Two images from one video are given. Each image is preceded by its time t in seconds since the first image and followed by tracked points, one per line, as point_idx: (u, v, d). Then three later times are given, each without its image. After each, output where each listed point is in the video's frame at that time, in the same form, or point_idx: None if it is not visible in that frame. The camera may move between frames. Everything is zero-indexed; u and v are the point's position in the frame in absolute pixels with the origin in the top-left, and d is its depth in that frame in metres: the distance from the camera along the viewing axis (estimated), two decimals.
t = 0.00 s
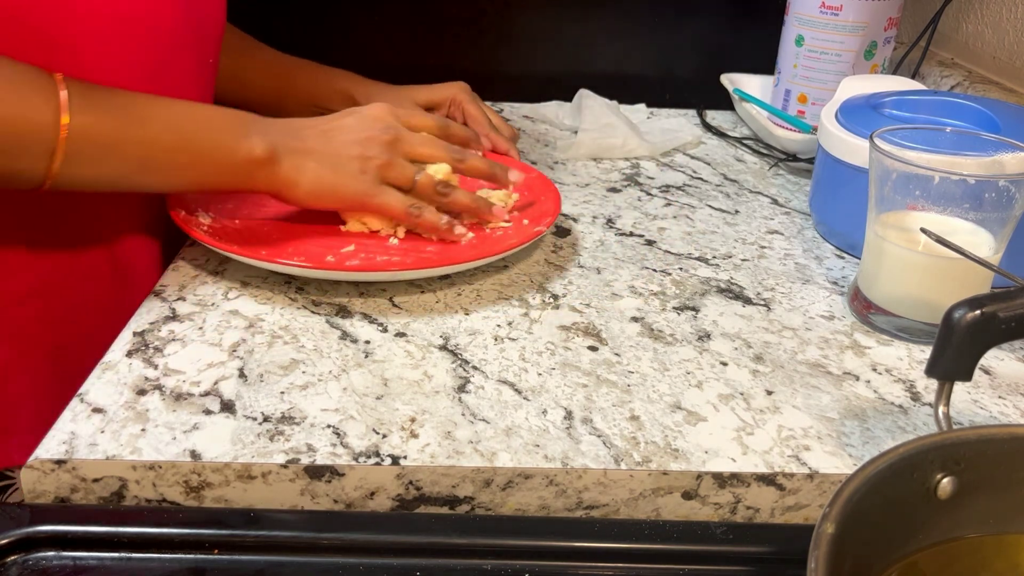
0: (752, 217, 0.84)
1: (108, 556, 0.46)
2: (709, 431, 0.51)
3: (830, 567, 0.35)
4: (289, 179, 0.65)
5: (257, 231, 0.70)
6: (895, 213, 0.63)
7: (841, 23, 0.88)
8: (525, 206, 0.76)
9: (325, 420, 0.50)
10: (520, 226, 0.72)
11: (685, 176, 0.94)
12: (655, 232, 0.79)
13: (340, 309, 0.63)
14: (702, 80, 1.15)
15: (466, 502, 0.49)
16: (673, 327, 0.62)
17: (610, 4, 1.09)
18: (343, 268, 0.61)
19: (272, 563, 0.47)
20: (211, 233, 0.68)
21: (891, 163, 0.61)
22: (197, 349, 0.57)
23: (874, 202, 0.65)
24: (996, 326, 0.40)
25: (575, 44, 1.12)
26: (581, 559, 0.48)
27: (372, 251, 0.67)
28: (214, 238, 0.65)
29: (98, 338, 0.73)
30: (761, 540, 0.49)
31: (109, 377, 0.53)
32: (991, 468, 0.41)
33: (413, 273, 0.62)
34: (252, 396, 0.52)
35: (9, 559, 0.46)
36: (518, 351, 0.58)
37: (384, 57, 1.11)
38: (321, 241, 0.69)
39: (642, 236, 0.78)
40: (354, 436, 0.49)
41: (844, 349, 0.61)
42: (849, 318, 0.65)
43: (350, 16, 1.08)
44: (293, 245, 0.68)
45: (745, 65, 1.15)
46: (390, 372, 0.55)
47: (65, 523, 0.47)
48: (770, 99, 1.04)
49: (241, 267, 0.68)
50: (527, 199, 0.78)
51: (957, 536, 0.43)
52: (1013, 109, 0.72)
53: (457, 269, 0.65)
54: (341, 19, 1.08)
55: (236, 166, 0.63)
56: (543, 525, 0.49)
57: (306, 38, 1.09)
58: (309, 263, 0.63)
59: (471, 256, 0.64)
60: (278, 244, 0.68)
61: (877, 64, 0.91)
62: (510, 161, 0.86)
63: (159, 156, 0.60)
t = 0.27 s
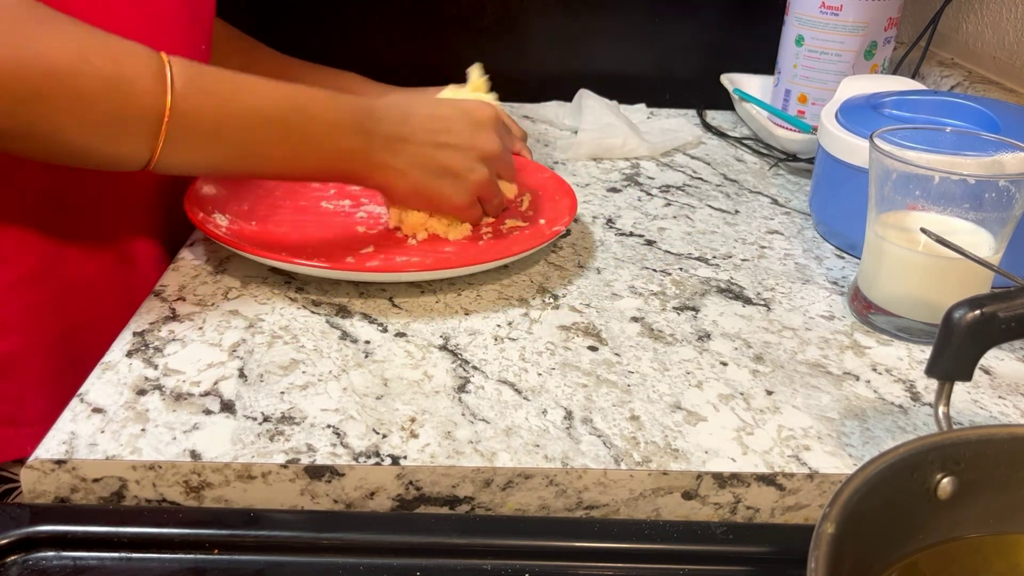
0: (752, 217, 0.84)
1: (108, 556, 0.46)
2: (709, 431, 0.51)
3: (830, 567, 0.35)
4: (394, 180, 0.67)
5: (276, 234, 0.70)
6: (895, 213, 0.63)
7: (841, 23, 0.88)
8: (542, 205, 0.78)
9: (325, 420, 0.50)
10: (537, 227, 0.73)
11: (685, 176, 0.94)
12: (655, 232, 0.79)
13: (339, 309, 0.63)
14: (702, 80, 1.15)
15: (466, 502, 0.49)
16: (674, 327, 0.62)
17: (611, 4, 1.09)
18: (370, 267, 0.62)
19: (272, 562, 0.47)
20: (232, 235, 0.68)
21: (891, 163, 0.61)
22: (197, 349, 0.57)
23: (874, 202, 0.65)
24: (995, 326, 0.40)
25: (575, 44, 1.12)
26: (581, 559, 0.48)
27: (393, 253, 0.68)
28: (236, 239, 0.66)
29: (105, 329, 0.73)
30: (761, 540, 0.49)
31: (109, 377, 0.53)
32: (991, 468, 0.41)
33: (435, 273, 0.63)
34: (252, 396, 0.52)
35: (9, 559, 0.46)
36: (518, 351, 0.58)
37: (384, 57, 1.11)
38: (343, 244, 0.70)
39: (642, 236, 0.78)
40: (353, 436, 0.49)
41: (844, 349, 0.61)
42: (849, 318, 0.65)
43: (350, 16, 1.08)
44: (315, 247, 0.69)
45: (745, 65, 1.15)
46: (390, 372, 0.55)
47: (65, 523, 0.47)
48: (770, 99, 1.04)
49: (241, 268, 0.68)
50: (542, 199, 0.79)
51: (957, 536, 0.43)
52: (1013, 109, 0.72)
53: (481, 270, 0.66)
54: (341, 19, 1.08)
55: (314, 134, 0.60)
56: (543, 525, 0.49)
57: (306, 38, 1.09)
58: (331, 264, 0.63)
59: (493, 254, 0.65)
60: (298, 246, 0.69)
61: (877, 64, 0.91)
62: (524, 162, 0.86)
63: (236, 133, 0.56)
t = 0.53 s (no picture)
0: (752, 217, 0.84)
1: (108, 556, 0.46)
2: (709, 431, 0.51)
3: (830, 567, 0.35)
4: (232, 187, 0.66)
5: (277, 233, 0.71)
6: (894, 213, 0.63)
7: (841, 23, 0.88)
8: (544, 206, 0.77)
9: (325, 420, 0.50)
10: (537, 228, 0.73)
11: (685, 176, 0.94)
12: (655, 232, 0.79)
13: (339, 309, 0.63)
14: (702, 80, 1.15)
15: (466, 502, 0.49)
16: (673, 327, 0.62)
17: (611, 4, 1.09)
18: (368, 267, 0.62)
19: (272, 563, 0.47)
20: (231, 233, 0.68)
21: (891, 163, 0.61)
22: (197, 349, 0.57)
23: (874, 202, 0.65)
24: (995, 326, 0.40)
25: (575, 44, 1.12)
26: (581, 559, 0.48)
27: (394, 254, 0.68)
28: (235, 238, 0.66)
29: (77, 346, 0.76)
30: (761, 540, 0.49)
31: (109, 377, 0.53)
32: (991, 468, 0.41)
33: (434, 273, 0.63)
34: (252, 396, 0.52)
35: (9, 559, 0.46)
36: (518, 351, 0.58)
37: (384, 57, 1.11)
38: (343, 244, 0.70)
39: (642, 236, 0.78)
40: (353, 436, 0.49)
41: (844, 349, 0.61)
42: (849, 318, 0.65)
43: (350, 16, 1.08)
44: (315, 247, 0.69)
45: (745, 65, 1.15)
46: (390, 372, 0.55)
47: (65, 523, 0.47)
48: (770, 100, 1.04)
49: (241, 268, 0.68)
50: (544, 200, 0.79)
51: (957, 536, 0.43)
52: (1013, 109, 0.72)
53: (479, 271, 0.66)
54: (341, 18, 1.08)
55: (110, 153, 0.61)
56: (543, 525, 0.49)
57: (306, 38, 1.09)
58: (330, 263, 0.63)
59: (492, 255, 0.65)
60: (298, 246, 0.69)
61: (877, 64, 0.91)
62: (526, 162, 0.87)
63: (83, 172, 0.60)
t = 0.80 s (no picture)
0: (752, 217, 0.84)
1: (108, 556, 0.46)
2: (709, 431, 0.51)
3: (831, 567, 0.35)
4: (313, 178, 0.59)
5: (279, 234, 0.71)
6: (895, 213, 0.63)
7: (841, 23, 0.88)
8: (545, 207, 0.77)
9: (325, 420, 0.50)
10: (539, 228, 0.73)
11: (685, 176, 0.94)
12: (655, 232, 0.79)
13: (339, 309, 0.63)
14: (702, 80, 1.15)
15: (466, 502, 0.49)
16: (673, 327, 0.62)
17: (610, 4, 1.09)
18: (370, 267, 0.62)
19: (272, 563, 0.47)
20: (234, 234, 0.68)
21: (891, 163, 0.61)
22: (197, 349, 0.57)
23: (874, 202, 0.65)
24: (996, 326, 0.40)
25: (575, 44, 1.12)
26: (581, 559, 0.48)
27: (396, 254, 0.68)
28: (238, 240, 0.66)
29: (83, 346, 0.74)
30: (761, 540, 0.49)
31: (109, 377, 0.53)
32: (991, 469, 0.41)
33: (435, 273, 0.63)
34: (252, 396, 0.52)
35: (9, 559, 0.46)
36: (518, 351, 0.58)
37: (384, 57, 1.11)
38: (345, 244, 0.70)
39: (642, 236, 0.78)
40: (353, 436, 0.49)
41: (844, 350, 0.61)
42: (849, 318, 0.65)
43: (350, 16, 1.08)
44: (316, 247, 0.69)
45: (745, 65, 1.15)
46: (390, 372, 0.55)
47: (65, 523, 0.47)
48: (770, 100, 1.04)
49: (241, 268, 0.68)
50: (545, 200, 0.79)
51: (957, 536, 0.43)
52: (1013, 109, 0.72)
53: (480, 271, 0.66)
54: (340, 18, 1.08)
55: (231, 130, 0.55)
56: (543, 525, 0.49)
57: (306, 37, 1.09)
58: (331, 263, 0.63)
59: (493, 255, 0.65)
60: (301, 247, 0.69)
61: (877, 64, 0.91)
62: (526, 161, 0.87)
63: (194, 151, 0.54)
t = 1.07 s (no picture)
0: (752, 217, 0.84)
1: (108, 556, 0.46)
2: (709, 431, 0.51)
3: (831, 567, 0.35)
4: (370, 175, 0.68)
5: (282, 231, 0.71)
6: (895, 213, 0.63)
7: (841, 23, 0.88)
8: (546, 202, 0.78)
9: (325, 420, 0.50)
10: (540, 224, 0.73)
11: (685, 176, 0.94)
12: (655, 232, 0.79)
13: (339, 309, 0.63)
14: (702, 80, 1.15)
15: (466, 502, 0.49)
16: (673, 327, 0.62)
17: (611, 4, 1.09)
18: (372, 264, 0.62)
19: (272, 563, 0.47)
20: (236, 231, 0.68)
21: (891, 163, 0.61)
22: (197, 349, 0.57)
23: (874, 202, 0.65)
24: (996, 327, 0.40)
25: (575, 44, 1.12)
26: (581, 559, 0.48)
27: (398, 251, 0.68)
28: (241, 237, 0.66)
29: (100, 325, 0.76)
30: (761, 540, 0.49)
31: (109, 377, 0.53)
32: (991, 468, 0.41)
33: (437, 270, 0.63)
34: (252, 396, 0.52)
35: (9, 559, 0.46)
36: (518, 351, 0.58)
37: (383, 57, 1.11)
38: (348, 241, 0.70)
39: (642, 236, 0.78)
40: (353, 436, 0.49)
41: (844, 349, 0.61)
42: (849, 318, 0.65)
43: (349, 16, 1.08)
44: (319, 244, 0.69)
45: (745, 65, 1.15)
46: (390, 372, 0.55)
47: (65, 523, 0.47)
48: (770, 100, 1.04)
49: (241, 268, 0.68)
50: (546, 197, 0.79)
51: (957, 536, 0.43)
52: (1013, 109, 0.72)
53: (483, 267, 0.66)
54: (340, 18, 1.08)
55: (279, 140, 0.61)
56: (542, 525, 0.49)
57: (306, 36, 1.09)
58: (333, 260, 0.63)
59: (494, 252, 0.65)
60: (303, 245, 0.69)
61: (877, 64, 0.91)
62: (528, 159, 0.87)
63: (219, 126, 0.56)
